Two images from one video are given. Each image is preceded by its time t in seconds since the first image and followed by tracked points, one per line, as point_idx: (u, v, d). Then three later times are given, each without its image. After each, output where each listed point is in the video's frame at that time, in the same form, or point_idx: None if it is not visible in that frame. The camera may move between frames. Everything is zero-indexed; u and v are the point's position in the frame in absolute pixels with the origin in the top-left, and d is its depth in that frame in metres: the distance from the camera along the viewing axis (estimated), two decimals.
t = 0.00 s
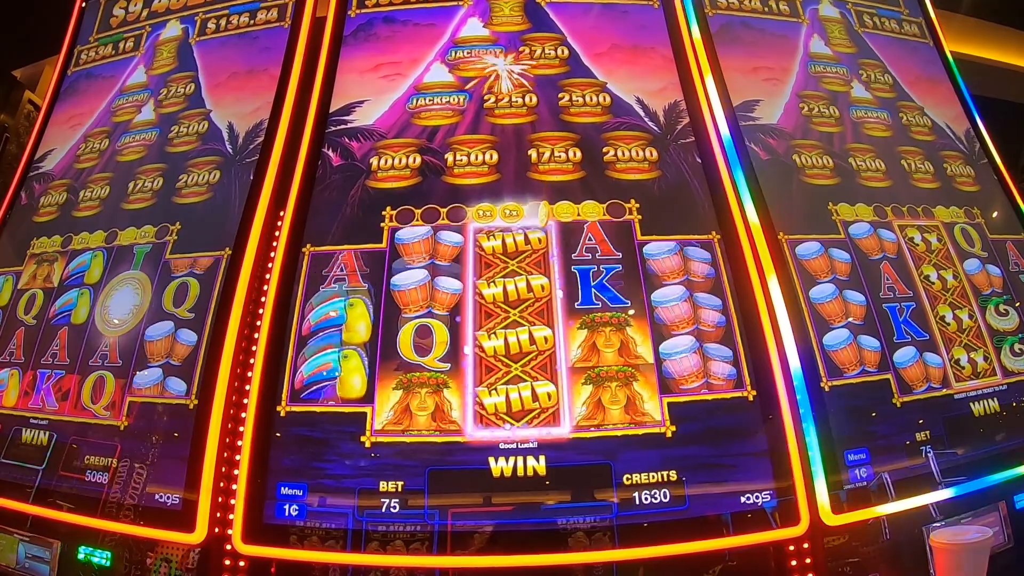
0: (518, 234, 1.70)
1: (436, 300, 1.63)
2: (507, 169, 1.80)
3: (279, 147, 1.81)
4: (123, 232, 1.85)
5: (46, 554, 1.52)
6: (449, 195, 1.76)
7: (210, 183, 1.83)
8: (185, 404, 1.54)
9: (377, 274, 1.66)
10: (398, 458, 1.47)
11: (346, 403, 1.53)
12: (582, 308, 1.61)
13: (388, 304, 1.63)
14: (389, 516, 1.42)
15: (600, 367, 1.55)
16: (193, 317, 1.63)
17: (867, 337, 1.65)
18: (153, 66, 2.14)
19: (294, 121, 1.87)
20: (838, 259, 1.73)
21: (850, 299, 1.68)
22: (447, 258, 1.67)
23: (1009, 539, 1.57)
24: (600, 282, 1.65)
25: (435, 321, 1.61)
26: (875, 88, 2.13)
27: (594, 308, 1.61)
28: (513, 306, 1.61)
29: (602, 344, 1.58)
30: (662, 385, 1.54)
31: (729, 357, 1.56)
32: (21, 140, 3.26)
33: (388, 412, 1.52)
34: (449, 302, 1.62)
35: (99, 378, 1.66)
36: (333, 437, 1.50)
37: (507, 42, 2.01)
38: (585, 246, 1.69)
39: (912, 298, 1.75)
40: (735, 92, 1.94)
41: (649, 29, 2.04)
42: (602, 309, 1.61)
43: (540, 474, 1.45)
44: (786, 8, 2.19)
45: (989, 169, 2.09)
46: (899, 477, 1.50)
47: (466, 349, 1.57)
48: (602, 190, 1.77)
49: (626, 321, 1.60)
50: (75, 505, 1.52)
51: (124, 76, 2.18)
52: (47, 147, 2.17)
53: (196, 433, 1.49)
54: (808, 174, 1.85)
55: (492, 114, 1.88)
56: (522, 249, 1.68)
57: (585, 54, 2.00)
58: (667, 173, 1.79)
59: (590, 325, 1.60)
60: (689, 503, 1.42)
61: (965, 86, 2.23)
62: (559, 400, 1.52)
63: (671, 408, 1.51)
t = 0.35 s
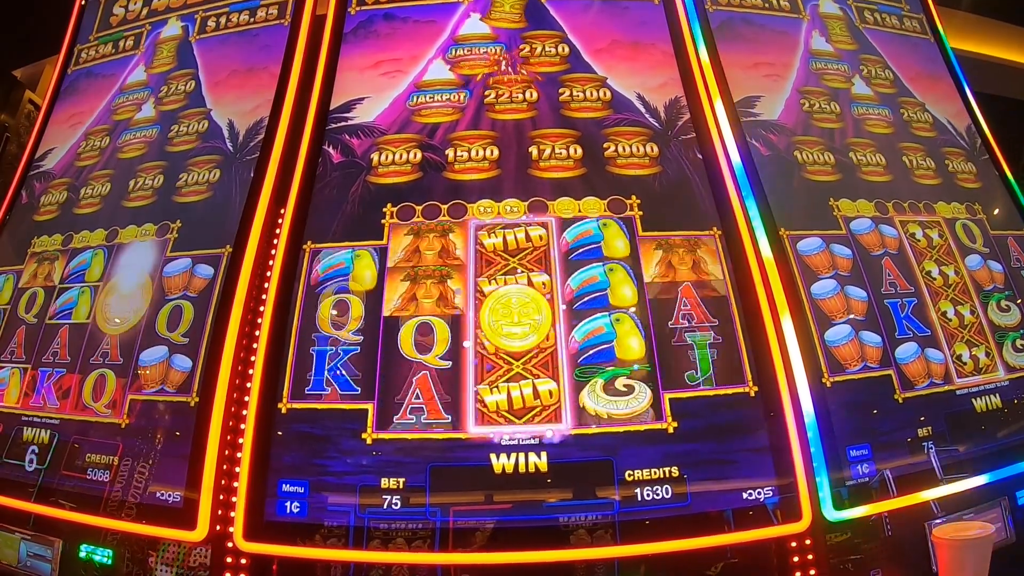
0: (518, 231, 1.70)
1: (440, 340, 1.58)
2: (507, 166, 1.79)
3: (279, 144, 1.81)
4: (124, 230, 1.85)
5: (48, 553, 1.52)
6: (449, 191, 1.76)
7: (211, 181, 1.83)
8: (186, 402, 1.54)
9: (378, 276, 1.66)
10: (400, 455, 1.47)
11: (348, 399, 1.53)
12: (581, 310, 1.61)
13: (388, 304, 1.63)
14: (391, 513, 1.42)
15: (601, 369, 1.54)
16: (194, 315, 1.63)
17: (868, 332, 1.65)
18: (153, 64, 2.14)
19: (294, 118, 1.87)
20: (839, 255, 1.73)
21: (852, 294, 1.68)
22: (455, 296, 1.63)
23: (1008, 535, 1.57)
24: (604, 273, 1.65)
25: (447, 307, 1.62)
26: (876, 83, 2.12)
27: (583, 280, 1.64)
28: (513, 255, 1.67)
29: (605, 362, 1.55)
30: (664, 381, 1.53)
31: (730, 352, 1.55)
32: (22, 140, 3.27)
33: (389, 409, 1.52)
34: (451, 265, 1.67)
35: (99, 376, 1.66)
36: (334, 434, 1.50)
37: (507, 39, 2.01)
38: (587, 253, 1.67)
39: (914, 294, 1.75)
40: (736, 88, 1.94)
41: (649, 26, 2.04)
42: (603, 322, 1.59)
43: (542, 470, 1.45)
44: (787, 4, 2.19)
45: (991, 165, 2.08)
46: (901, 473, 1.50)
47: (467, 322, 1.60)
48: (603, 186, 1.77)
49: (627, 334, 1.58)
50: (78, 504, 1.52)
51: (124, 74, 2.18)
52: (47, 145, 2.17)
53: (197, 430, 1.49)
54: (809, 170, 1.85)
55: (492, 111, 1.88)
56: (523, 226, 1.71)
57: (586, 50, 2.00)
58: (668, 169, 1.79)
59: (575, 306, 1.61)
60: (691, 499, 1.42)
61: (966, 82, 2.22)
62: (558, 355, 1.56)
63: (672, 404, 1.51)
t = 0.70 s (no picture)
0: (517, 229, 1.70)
1: (438, 324, 1.60)
2: (507, 163, 1.79)
3: (279, 142, 1.81)
4: (123, 229, 1.85)
5: (49, 552, 1.52)
6: (449, 189, 1.76)
7: (210, 179, 1.83)
8: (186, 400, 1.54)
9: (378, 273, 1.66)
10: (400, 452, 1.47)
11: (348, 397, 1.53)
12: (579, 333, 1.57)
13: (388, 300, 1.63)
14: (391, 510, 1.42)
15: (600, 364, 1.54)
16: (194, 314, 1.63)
17: (868, 329, 1.65)
18: (152, 63, 2.14)
19: (293, 116, 1.87)
20: (839, 251, 1.73)
21: (852, 291, 1.68)
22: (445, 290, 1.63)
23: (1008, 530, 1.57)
24: (604, 267, 1.65)
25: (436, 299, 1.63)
26: (875, 80, 2.12)
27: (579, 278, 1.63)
28: (512, 277, 1.64)
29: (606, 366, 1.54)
30: (664, 377, 1.53)
31: (730, 348, 1.55)
32: (21, 139, 3.27)
33: (389, 407, 1.51)
34: (449, 278, 1.65)
35: (99, 375, 1.66)
36: (334, 432, 1.50)
37: (506, 36, 2.01)
38: (587, 255, 1.67)
39: (914, 290, 1.75)
40: (735, 84, 1.94)
41: (648, 22, 2.04)
42: (605, 350, 1.56)
43: (542, 467, 1.45)
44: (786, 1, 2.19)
45: (990, 161, 2.08)
46: (901, 469, 1.50)
47: (466, 316, 1.60)
48: (603, 183, 1.76)
49: (630, 360, 1.55)
50: (78, 503, 1.52)
51: (123, 73, 2.18)
52: (47, 145, 2.17)
53: (196, 428, 1.49)
54: (808, 166, 1.85)
55: (492, 108, 1.88)
56: (522, 234, 1.69)
57: (585, 47, 2.00)
58: (667, 166, 1.79)
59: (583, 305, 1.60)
60: (691, 496, 1.42)
61: (966, 78, 2.22)
62: (559, 368, 1.54)
63: (672, 400, 1.51)
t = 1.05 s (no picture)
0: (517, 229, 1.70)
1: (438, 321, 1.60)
2: (507, 162, 1.79)
3: (279, 142, 1.81)
4: (123, 229, 1.84)
5: (50, 552, 1.52)
6: (449, 188, 1.76)
7: (210, 179, 1.83)
8: (186, 400, 1.54)
9: (378, 272, 1.66)
10: (400, 452, 1.47)
11: (348, 397, 1.53)
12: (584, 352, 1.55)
13: (388, 300, 1.63)
14: (391, 510, 1.42)
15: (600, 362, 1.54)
16: (194, 314, 1.63)
17: (868, 327, 1.65)
18: (152, 63, 2.14)
19: (293, 116, 1.87)
20: (839, 250, 1.72)
21: (852, 289, 1.68)
22: (446, 298, 1.62)
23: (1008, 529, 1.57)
24: (600, 262, 1.65)
25: (436, 295, 1.63)
26: (875, 78, 2.12)
27: (582, 283, 1.62)
28: (512, 276, 1.64)
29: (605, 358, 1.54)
30: (664, 377, 1.53)
31: (730, 347, 1.55)
32: (20, 140, 3.27)
33: (389, 407, 1.51)
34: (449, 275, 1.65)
35: (100, 375, 1.66)
36: (334, 431, 1.50)
37: (506, 35, 2.01)
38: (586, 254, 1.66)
39: (914, 288, 1.75)
40: (735, 83, 1.94)
41: (647, 21, 2.03)
42: (600, 299, 1.61)
43: (542, 467, 1.45)
44: None
45: (990, 159, 2.08)
46: (902, 467, 1.50)
47: (466, 311, 1.60)
48: (602, 182, 1.76)
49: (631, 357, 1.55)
50: (79, 503, 1.52)
51: (123, 73, 2.17)
52: (46, 145, 2.17)
53: (196, 428, 1.49)
54: (808, 165, 1.85)
55: (492, 107, 1.88)
56: (521, 232, 1.69)
57: (585, 46, 1.99)
58: (667, 165, 1.79)
59: (585, 306, 1.60)
60: (691, 495, 1.42)
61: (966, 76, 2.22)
62: (559, 366, 1.54)
63: (673, 399, 1.51)
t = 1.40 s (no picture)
0: (519, 233, 1.69)
1: (439, 325, 1.60)
2: (507, 166, 1.79)
3: (280, 146, 1.81)
4: (125, 233, 1.85)
5: (51, 556, 1.52)
6: (450, 192, 1.76)
7: (211, 183, 1.83)
8: (187, 404, 1.54)
9: (379, 276, 1.66)
10: (402, 456, 1.47)
11: (349, 401, 1.53)
12: (580, 339, 1.57)
13: (389, 304, 1.63)
14: (393, 514, 1.42)
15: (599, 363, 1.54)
16: (195, 318, 1.63)
17: (869, 331, 1.65)
18: (152, 67, 2.15)
19: (294, 120, 1.87)
20: (840, 253, 1.72)
21: (853, 293, 1.68)
22: (447, 302, 1.62)
23: (1010, 532, 1.58)
24: (600, 266, 1.65)
25: (437, 298, 1.63)
26: (875, 81, 2.12)
27: (582, 286, 1.62)
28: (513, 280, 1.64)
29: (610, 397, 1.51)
30: (664, 381, 1.53)
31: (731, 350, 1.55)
32: (21, 143, 3.27)
33: (390, 412, 1.51)
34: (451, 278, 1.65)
35: (101, 379, 1.66)
36: (336, 436, 1.50)
37: (506, 39, 2.01)
38: (588, 256, 1.67)
39: (914, 291, 1.75)
40: (735, 86, 1.94)
41: (648, 24, 2.03)
42: (602, 302, 1.61)
43: (544, 471, 1.45)
44: (786, 2, 2.18)
45: (990, 161, 2.08)
46: (904, 470, 1.50)
47: (466, 314, 1.60)
48: (603, 186, 1.76)
49: (631, 363, 1.55)
50: (80, 507, 1.52)
51: (124, 77, 2.18)
52: (47, 149, 2.17)
53: (198, 433, 1.49)
54: (809, 168, 1.85)
55: (492, 111, 1.88)
56: (522, 236, 1.69)
57: (585, 50, 2.00)
58: (668, 168, 1.79)
59: (586, 309, 1.60)
60: (693, 499, 1.42)
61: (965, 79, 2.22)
62: (560, 367, 1.54)
63: (674, 403, 1.51)
